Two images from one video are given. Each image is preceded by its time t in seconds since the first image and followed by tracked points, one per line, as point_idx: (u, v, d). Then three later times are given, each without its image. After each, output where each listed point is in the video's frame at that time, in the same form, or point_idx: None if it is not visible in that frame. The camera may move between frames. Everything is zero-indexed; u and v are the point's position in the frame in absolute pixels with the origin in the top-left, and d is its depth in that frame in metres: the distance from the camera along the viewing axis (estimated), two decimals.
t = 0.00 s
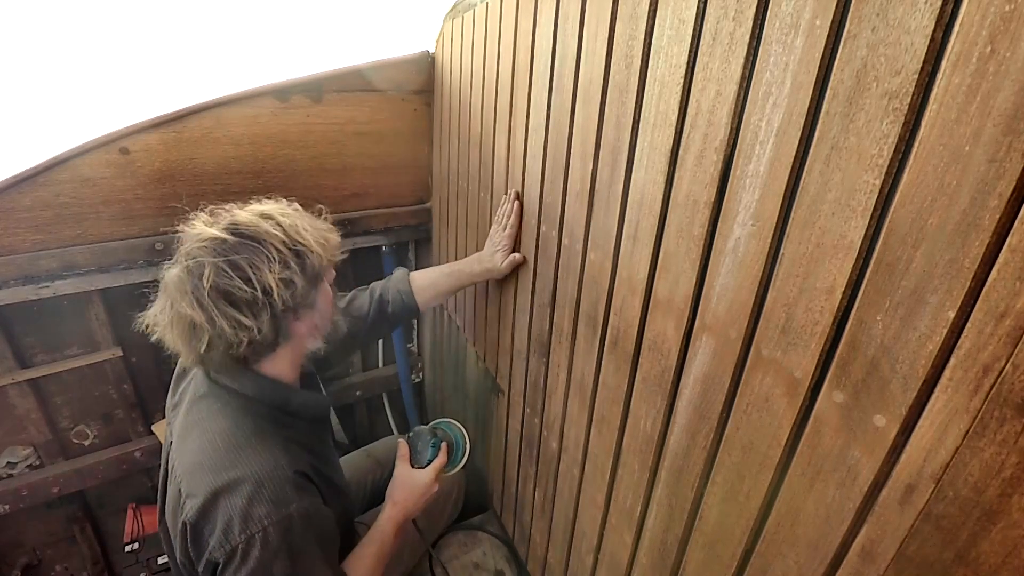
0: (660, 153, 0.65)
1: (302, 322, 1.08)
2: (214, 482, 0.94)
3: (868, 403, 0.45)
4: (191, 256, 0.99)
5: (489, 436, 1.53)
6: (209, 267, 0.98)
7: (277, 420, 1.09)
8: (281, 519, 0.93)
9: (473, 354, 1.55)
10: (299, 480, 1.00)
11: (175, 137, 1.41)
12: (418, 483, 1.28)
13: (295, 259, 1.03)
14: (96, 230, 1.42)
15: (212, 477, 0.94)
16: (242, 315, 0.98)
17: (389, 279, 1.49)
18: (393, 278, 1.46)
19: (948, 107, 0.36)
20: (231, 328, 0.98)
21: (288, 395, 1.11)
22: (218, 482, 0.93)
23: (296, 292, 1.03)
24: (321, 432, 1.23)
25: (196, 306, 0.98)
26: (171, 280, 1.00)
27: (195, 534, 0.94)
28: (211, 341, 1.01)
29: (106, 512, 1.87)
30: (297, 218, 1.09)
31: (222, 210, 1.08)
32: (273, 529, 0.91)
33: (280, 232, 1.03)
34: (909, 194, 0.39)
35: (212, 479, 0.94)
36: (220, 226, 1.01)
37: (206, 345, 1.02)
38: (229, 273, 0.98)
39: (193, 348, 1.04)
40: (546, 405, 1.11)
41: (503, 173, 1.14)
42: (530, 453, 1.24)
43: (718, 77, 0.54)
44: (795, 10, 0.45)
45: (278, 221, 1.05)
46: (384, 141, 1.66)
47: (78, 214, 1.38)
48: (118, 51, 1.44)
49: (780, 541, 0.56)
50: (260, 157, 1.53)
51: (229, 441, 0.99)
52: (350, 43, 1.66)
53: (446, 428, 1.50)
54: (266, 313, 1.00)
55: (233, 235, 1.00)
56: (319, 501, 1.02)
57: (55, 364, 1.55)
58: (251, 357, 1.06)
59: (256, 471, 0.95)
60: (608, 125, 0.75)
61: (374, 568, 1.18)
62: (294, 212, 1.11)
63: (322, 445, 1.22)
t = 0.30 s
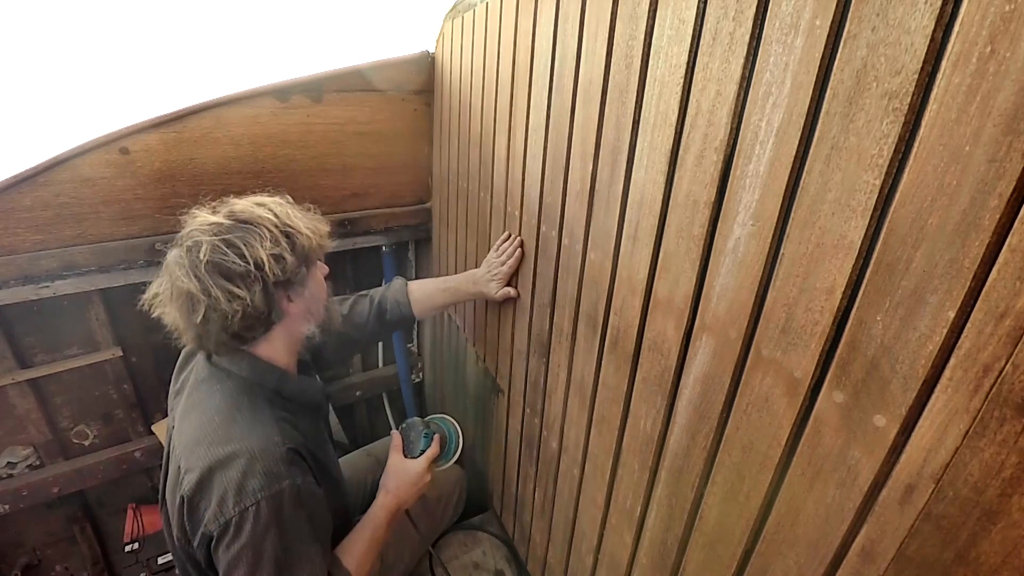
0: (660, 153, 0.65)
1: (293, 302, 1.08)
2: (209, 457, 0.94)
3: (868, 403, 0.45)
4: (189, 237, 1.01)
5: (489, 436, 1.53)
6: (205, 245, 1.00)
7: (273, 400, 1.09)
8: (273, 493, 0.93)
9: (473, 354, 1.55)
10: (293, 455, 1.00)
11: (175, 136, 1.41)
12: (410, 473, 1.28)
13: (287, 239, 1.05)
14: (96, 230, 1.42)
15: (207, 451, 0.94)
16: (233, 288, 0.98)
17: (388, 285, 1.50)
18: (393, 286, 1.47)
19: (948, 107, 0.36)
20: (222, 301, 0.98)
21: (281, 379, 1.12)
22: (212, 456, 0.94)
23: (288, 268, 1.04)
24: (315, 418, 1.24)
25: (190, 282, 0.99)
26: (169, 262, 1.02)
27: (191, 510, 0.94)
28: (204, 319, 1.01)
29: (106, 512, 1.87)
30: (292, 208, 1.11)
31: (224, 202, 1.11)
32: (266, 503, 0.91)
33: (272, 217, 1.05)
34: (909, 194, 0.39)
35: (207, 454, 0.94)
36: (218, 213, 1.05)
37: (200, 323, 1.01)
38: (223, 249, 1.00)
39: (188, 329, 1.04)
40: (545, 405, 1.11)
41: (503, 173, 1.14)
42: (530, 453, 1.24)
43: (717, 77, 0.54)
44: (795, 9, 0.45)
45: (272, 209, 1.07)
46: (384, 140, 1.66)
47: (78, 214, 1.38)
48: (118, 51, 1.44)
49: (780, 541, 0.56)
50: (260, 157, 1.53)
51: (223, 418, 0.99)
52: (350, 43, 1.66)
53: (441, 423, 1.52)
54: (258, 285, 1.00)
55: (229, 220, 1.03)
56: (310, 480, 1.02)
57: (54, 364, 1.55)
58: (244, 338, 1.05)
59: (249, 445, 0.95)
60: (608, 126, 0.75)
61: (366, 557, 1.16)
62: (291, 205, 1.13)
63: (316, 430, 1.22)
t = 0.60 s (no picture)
0: (660, 153, 0.65)
1: (300, 303, 1.10)
2: (221, 450, 0.94)
3: (868, 403, 0.45)
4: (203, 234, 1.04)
5: (489, 436, 1.53)
6: (217, 242, 1.02)
7: (281, 395, 1.09)
8: (287, 484, 0.92)
9: (473, 353, 1.55)
10: (304, 447, 1.00)
11: (175, 136, 1.41)
12: (410, 468, 1.29)
13: (297, 240, 1.07)
14: (97, 230, 1.42)
15: (219, 445, 0.95)
16: (241, 286, 1.00)
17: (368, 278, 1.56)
18: (374, 277, 1.53)
19: (948, 107, 0.36)
20: (230, 298, 1.00)
21: (287, 372, 1.11)
22: (224, 451, 0.94)
23: (296, 269, 1.06)
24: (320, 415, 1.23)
25: (200, 279, 1.01)
26: (181, 258, 1.05)
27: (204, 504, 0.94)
28: (211, 315, 1.02)
29: (106, 512, 1.87)
30: (303, 208, 1.13)
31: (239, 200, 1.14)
32: (280, 493, 0.91)
33: (283, 218, 1.07)
34: (909, 193, 0.39)
35: (219, 448, 0.94)
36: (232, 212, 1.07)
37: (206, 319, 1.03)
38: (235, 248, 1.02)
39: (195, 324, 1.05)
40: (546, 405, 1.11)
41: (503, 173, 1.14)
42: (530, 453, 1.24)
43: (717, 77, 0.54)
44: (795, 10, 0.45)
45: (284, 209, 1.09)
46: (384, 141, 1.66)
47: (78, 214, 1.38)
48: (118, 51, 1.44)
49: (780, 541, 0.56)
50: (260, 157, 1.53)
51: (234, 413, 0.99)
52: (350, 43, 1.66)
53: (439, 421, 1.51)
54: (265, 285, 1.02)
55: (242, 219, 1.06)
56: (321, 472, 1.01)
57: (54, 364, 1.55)
58: (249, 335, 1.07)
59: (261, 438, 0.96)
60: (608, 126, 0.75)
61: (369, 551, 1.17)
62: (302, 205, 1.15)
63: (322, 427, 1.21)
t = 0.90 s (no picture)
0: (660, 153, 0.65)
1: (298, 313, 1.10)
2: (227, 456, 0.93)
3: (868, 403, 0.45)
4: (206, 239, 1.04)
5: (490, 436, 1.53)
6: (218, 248, 1.02)
7: (284, 399, 1.09)
8: (295, 488, 0.92)
9: (473, 353, 1.55)
10: (311, 452, 1.00)
11: (175, 136, 1.41)
12: (413, 468, 1.29)
13: (299, 251, 1.06)
14: (97, 230, 1.42)
15: (226, 451, 0.94)
16: (238, 296, 1.01)
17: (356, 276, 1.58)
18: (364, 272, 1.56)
19: (949, 107, 0.36)
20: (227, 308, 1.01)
21: (292, 375, 1.12)
22: (230, 456, 0.93)
23: (296, 281, 1.05)
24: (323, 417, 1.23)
25: (199, 284, 1.02)
26: (184, 261, 1.06)
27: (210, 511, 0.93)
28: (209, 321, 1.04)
29: (106, 511, 1.87)
30: (311, 214, 1.13)
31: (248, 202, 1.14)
32: (288, 497, 0.91)
33: (288, 225, 1.07)
34: (910, 194, 0.39)
35: (225, 453, 0.94)
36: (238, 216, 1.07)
37: (205, 324, 1.05)
38: (235, 256, 1.02)
39: (194, 327, 1.07)
40: (546, 405, 1.11)
41: (503, 173, 1.14)
42: (530, 452, 1.24)
43: (717, 77, 0.54)
44: (795, 10, 0.45)
45: (290, 215, 1.09)
46: (384, 140, 1.66)
47: (78, 214, 1.38)
48: (118, 51, 1.44)
49: (780, 542, 0.56)
50: (260, 157, 1.53)
51: (239, 418, 0.98)
52: (350, 43, 1.66)
53: (440, 419, 1.52)
54: (263, 296, 1.02)
55: (247, 224, 1.06)
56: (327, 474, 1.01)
57: (55, 364, 1.55)
58: (247, 342, 1.08)
59: (267, 443, 0.95)
60: (608, 126, 0.75)
61: (374, 552, 1.17)
62: (310, 210, 1.14)
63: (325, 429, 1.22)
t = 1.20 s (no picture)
0: (660, 153, 0.65)
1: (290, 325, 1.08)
2: (226, 469, 0.94)
3: (868, 403, 0.45)
4: (200, 244, 1.03)
5: (490, 436, 1.53)
6: (210, 256, 1.01)
7: (282, 407, 1.09)
8: (296, 502, 0.93)
9: (473, 354, 1.55)
10: (310, 463, 1.01)
11: (175, 136, 1.41)
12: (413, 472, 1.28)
13: (293, 262, 1.04)
14: (97, 230, 1.42)
15: (224, 464, 0.94)
16: (226, 308, 1.00)
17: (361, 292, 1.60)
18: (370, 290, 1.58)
19: (948, 107, 0.36)
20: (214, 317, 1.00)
21: (291, 383, 1.12)
22: (230, 469, 0.93)
23: (287, 295, 1.03)
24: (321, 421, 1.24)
25: (190, 291, 1.02)
26: (177, 264, 1.05)
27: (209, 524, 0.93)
28: (199, 328, 1.04)
29: (106, 512, 1.87)
30: (310, 222, 1.10)
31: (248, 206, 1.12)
32: (289, 511, 0.92)
33: (285, 234, 1.05)
34: (910, 194, 0.39)
35: (224, 467, 0.94)
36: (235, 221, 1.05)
37: (195, 330, 1.04)
38: (226, 265, 1.01)
39: (184, 332, 1.07)
40: (546, 405, 1.11)
41: (503, 173, 1.14)
42: (530, 452, 1.24)
43: (717, 77, 0.54)
44: (796, 9, 0.45)
45: (288, 222, 1.07)
46: (384, 141, 1.66)
47: (78, 214, 1.38)
48: (118, 51, 1.44)
49: (780, 542, 0.56)
50: (260, 157, 1.53)
51: (238, 430, 0.98)
52: (350, 43, 1.66)
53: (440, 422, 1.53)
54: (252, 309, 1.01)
55: (242, 231, 1.03)
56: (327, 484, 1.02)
57: (55, 364, 1.55)
58: (237, 351, 1.07)
59: (266, 457, 0.95)
60: (608, 126, 0.75)
61: (375, 557, 1.17)
62: (310, 217, 1.12)
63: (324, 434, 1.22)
